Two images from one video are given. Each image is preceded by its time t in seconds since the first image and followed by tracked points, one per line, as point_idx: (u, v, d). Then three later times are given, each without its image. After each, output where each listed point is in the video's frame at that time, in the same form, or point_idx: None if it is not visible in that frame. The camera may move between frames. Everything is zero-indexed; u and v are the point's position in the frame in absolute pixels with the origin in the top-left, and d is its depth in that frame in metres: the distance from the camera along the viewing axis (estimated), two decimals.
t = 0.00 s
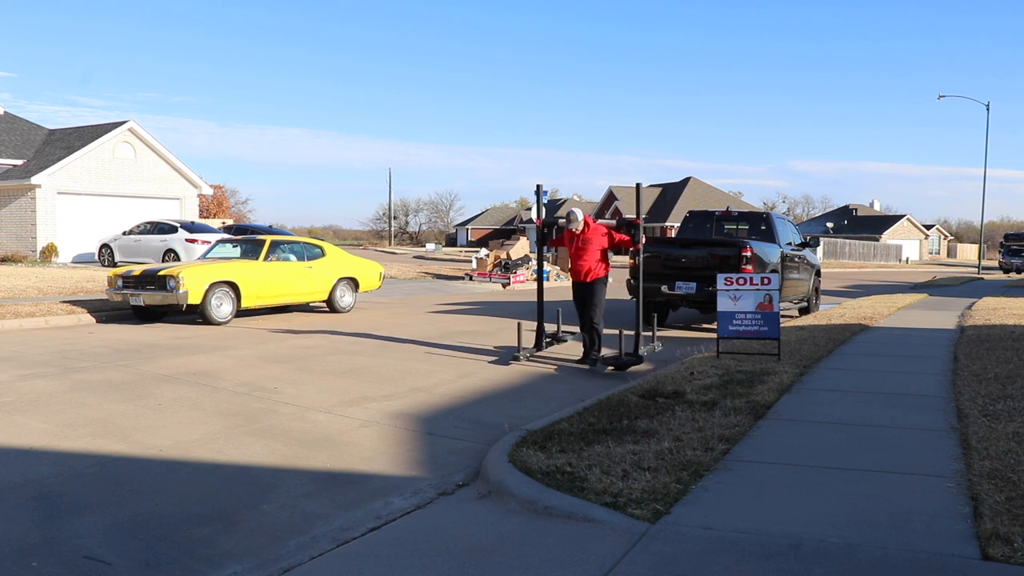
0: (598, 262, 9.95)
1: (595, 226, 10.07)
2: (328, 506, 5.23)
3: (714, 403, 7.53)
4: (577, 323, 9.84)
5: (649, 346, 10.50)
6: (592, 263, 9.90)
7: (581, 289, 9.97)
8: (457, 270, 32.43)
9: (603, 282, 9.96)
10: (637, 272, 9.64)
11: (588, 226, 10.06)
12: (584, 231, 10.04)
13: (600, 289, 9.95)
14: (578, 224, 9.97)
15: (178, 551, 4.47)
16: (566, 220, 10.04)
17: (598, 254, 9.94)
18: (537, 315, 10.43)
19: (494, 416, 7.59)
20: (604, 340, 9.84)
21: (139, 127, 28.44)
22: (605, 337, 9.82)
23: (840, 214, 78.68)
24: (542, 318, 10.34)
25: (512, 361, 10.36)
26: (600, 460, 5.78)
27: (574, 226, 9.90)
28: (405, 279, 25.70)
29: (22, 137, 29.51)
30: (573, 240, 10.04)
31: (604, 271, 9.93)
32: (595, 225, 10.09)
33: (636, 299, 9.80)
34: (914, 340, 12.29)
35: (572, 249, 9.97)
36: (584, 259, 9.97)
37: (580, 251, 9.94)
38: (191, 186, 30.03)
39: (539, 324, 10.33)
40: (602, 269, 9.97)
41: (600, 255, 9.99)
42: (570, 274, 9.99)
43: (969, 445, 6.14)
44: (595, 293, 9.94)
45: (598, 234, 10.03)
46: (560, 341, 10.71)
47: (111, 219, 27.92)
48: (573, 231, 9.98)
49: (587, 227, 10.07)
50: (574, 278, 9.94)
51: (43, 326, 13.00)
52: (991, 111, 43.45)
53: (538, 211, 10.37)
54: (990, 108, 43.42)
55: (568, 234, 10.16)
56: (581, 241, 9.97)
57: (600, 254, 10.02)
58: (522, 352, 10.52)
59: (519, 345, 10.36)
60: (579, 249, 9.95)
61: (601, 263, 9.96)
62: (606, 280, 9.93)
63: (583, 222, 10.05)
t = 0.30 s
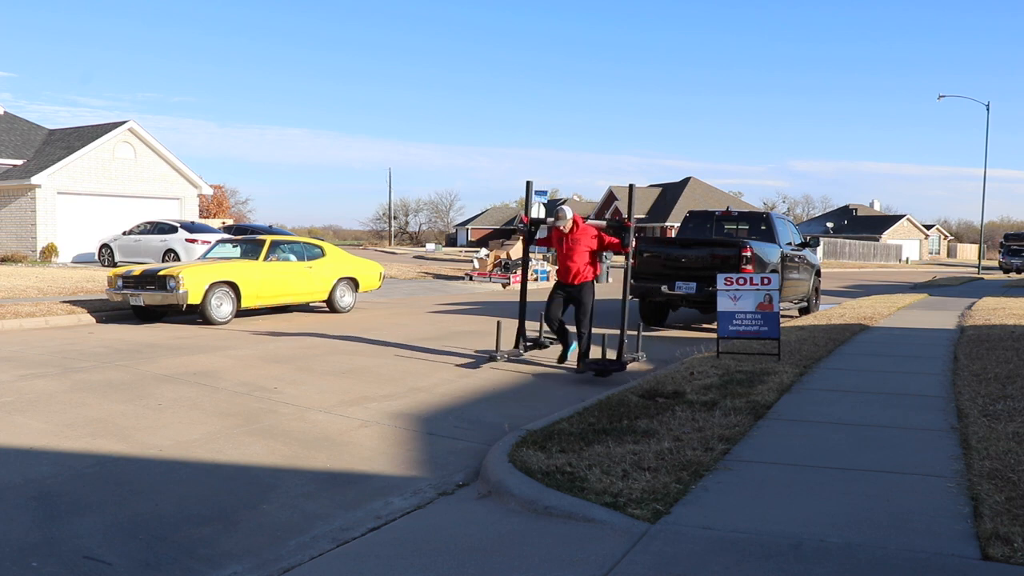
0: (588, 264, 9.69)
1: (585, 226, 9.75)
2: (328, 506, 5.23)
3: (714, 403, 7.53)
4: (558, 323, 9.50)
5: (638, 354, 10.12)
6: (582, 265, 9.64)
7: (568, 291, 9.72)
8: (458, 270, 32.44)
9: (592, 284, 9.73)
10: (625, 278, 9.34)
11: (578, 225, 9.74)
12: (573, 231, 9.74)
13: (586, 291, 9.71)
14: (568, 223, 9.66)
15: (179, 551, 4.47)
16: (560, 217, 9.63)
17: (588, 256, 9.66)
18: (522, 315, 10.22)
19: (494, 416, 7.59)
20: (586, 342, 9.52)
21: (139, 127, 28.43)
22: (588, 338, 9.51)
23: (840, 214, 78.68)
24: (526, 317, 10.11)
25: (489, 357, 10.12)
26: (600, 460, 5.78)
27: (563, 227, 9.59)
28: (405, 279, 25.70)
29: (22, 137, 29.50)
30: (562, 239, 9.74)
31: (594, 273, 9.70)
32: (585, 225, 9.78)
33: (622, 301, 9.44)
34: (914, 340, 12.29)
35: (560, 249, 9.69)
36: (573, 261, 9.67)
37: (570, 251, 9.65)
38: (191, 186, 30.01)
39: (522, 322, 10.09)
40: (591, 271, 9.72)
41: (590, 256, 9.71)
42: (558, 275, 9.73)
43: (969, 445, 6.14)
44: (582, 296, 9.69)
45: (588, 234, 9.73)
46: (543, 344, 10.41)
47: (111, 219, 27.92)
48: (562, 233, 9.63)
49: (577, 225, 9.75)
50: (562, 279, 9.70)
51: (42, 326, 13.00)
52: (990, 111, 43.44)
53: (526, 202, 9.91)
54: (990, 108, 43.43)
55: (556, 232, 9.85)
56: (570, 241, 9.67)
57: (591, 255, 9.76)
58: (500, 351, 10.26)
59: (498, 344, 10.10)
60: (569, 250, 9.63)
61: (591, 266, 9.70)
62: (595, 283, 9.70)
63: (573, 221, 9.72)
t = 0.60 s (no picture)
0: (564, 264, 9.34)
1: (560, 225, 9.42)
2: (328, 506, 5.23)
3: (714, 403, 7.52)
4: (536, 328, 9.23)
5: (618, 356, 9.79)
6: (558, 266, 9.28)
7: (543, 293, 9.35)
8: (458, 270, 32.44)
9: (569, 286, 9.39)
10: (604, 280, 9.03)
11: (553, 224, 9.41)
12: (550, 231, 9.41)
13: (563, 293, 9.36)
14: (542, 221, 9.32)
15: (179, 551, 4.47)
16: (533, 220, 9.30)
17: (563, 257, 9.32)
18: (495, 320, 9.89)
19: (494, 416, 7.59)
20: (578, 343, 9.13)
21: (138, 126, 28.43)
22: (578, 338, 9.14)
23: (840, 214, 78.65)
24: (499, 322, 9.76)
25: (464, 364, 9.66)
26: (600, 460, 5.78)
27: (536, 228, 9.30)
28: (405, 279, 25.70)
29: (22, 137, 29.50)
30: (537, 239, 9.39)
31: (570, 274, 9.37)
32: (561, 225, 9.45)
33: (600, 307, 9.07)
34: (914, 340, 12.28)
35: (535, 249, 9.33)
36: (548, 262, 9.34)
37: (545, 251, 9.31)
38: (191, 186, 29.99)
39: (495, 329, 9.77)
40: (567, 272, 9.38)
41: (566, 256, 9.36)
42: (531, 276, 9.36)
43: (969, 445, 6.14)
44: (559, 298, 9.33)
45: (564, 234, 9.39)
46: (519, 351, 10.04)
47: (111, 219, 27.92)
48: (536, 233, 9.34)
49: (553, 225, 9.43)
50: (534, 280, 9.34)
51: (42, 326, 13.00)
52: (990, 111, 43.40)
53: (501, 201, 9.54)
54: (990, 108, 43.41)
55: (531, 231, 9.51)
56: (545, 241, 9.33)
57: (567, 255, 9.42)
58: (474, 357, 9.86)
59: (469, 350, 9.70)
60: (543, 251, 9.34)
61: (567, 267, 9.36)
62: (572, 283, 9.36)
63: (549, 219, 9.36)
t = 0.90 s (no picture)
0: (541, 266, 8.59)
1: (538, 225, 8.77)
2: (328, 506, 5.23)
3: (714, 403, 7.53)
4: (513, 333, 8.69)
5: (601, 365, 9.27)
6: (534, 267, 8.53)
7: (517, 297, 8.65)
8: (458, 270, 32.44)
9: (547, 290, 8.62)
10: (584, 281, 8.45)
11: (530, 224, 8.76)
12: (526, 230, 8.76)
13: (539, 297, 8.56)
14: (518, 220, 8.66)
15: (178, 551, 4.47)
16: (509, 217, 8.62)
17: (541, 258, 8.60)
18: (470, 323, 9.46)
19: (494, 416, 7.59)
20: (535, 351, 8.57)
21: (139, 127, 28.43)
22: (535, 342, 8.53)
23: (840, 214, 78.67)
24: (473, 326, 9.31)
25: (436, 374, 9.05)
26: (600, 460, 5.78)
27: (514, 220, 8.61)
28: (405, 279, 25.72)
29: (22, 137, 29.50)
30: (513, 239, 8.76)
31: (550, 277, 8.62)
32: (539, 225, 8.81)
33: (578, 314, 8.62)
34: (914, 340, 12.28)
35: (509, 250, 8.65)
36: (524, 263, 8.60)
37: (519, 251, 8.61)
38: (191, 186, 29.98)
39: (470, 332, 9.30)
40: (545, 275, 8.63)
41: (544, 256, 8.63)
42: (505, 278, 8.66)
43: (969, 445, 6.14)
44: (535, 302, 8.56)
45: (543, 234, 8.74)
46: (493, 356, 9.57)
47: (111, 219, 27.93)
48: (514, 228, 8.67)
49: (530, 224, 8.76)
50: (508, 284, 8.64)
51: (43, 326, 13.00)
52: (991, 111, 43.40)
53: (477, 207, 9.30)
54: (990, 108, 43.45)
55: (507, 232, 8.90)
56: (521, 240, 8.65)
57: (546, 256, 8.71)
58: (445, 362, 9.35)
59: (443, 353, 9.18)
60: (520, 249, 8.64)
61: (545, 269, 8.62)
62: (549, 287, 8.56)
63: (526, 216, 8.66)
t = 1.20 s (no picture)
0: (514, 267, 8.20)
1: (510, 222, 8.27)
2: (329, 506, 5.23)
3: (714, 403, 7.52)
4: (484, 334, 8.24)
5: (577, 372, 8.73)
6: (506, 270, 8.16)
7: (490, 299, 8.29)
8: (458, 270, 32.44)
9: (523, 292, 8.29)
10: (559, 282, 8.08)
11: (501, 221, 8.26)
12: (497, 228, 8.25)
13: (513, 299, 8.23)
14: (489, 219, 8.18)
15: (178, 551, 4.46)
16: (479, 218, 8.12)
17: (513, 259, 8.19)
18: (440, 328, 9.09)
19: (494, 416, 7.58)
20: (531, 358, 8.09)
21: (139, 127, 28.43)
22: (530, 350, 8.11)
23: (840, 214, 78.66)
24: (443, 329, 8.80)
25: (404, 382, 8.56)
26: (600, 460, 5.78)
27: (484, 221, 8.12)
28: (406, 279, 25.73)
29: (22, 137, 29.51)
30: (483, 238, 8.29)
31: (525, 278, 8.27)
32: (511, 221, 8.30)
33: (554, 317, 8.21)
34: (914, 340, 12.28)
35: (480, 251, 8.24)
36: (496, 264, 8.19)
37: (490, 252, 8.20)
38: (191, 186, 29.97)
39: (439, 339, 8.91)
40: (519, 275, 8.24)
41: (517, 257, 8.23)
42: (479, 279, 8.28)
43: (969, 445, 6.14)
44: (513, 305, 8.24)
45: (515, 232, 8.25)
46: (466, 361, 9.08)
47: (111, 219, 27.93)
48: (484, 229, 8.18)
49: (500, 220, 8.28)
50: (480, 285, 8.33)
51: (43, 326, 13.00)
52: (990, 111, 43.35)
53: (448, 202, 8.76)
54: (990, 108, 43.47)
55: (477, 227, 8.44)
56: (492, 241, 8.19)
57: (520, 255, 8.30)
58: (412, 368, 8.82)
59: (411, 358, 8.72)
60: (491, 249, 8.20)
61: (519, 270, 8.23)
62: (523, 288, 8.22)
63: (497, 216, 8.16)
